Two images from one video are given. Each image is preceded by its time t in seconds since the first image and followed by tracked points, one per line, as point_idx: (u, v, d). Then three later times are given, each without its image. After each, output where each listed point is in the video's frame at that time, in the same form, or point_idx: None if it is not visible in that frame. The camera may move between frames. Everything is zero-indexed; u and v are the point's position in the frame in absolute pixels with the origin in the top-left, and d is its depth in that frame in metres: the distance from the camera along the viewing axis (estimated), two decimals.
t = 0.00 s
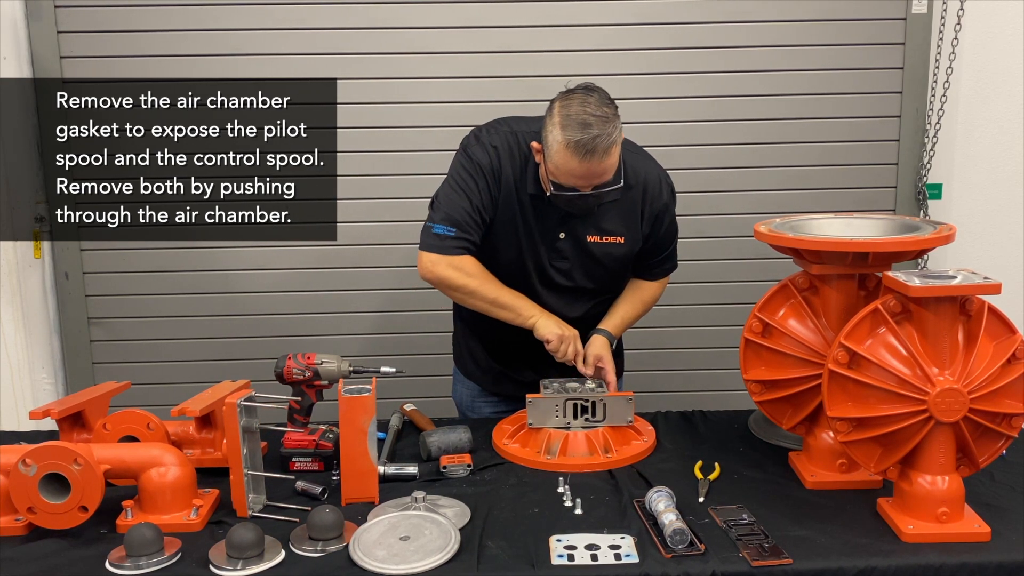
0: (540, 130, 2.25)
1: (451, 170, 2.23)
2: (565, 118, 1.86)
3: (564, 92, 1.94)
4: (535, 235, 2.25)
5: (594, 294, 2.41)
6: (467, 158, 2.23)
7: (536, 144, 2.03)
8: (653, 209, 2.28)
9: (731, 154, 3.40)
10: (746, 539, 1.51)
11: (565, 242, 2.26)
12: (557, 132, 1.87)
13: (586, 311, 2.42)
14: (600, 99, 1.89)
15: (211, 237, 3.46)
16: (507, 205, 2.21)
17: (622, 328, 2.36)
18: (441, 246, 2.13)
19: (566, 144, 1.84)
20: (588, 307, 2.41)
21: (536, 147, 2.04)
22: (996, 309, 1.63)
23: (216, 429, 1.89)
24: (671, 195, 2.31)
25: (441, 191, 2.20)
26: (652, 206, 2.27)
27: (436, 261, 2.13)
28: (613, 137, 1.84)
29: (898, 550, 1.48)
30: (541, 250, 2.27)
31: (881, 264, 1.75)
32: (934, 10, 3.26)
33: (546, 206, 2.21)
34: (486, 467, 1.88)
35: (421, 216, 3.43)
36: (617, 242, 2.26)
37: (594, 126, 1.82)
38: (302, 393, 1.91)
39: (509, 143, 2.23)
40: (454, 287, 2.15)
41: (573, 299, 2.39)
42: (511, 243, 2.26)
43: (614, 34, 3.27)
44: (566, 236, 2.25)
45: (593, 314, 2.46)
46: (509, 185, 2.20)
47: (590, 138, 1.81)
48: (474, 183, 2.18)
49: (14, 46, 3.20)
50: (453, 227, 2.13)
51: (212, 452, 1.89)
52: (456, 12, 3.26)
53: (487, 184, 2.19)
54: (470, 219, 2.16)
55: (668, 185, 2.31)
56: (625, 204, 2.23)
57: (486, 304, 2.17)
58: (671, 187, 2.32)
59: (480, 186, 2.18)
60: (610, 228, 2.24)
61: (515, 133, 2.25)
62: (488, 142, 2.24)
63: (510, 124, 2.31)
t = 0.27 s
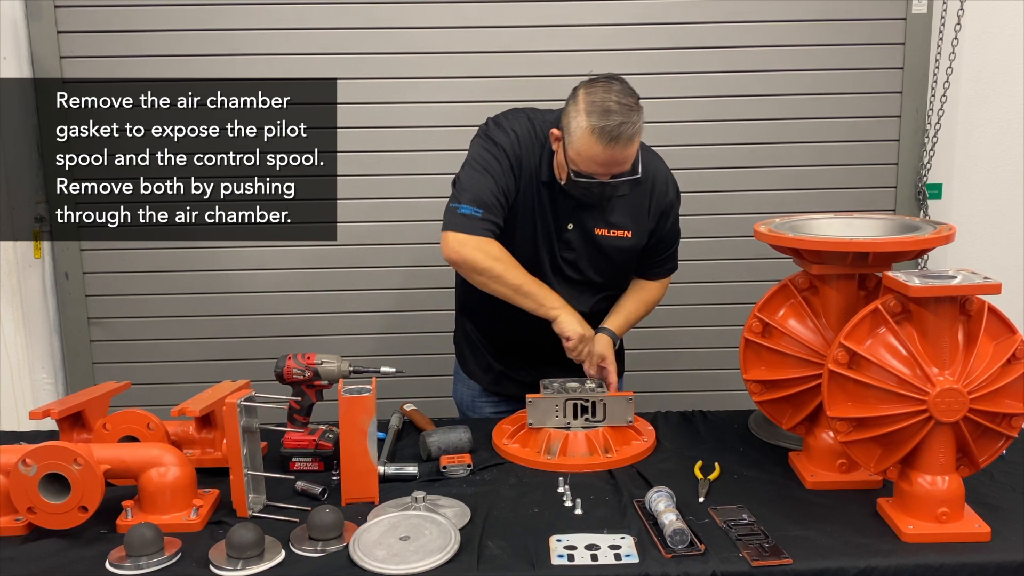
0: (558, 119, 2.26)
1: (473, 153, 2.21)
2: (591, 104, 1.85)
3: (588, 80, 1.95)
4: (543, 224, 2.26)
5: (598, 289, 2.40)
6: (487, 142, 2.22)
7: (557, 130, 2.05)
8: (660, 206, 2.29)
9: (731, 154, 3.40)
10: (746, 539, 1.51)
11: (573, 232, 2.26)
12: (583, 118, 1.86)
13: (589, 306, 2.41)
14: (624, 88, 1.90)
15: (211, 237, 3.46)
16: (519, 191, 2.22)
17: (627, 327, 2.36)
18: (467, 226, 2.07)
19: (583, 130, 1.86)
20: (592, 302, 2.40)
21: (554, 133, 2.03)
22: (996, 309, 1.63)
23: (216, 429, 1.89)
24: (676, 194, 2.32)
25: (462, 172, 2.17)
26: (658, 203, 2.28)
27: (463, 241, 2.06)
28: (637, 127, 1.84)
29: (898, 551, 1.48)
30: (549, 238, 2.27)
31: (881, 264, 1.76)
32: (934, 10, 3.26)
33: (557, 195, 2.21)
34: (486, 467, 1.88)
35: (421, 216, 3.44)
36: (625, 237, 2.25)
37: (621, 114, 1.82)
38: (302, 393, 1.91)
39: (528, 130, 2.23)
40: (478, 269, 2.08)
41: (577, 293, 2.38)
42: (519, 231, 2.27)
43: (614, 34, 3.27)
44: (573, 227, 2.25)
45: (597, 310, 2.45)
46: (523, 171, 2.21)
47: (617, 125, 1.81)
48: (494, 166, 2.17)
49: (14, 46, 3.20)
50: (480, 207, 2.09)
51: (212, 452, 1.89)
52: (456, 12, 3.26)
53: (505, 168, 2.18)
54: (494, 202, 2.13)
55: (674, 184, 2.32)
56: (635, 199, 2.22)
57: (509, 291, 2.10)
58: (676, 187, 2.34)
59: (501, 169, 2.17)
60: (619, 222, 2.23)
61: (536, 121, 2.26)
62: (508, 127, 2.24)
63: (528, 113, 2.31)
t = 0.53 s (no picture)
0: (578, 112, 2.25)
1: (483, 144, 2.22)
2: (624, 95, 1.85)
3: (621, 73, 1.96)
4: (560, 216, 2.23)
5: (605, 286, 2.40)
6: (498, 135, 2.22)
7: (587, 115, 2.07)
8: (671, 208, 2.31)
9: (731, 153, 3.40)
10: (746, 539, 1.51)
11: (588, 227, 2.25)
12: (615, 107, 1.86)
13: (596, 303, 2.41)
14: (656, 83, 1.90)
15: (211, 237, 3.46)
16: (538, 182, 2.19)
17: (625, 331, 2.38)
18: (458, 221, 2.13)
19: (606, 125, 1.88)
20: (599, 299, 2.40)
21: (582, 122, 2.03)
22: (996, 309, 1.63)
23: (216, 429, 1.89)
24: (686, 198, 2.34)
25: (472, 164, 2.18)
26: (670, 204, 2.30)
27: (451, 234, 2.14)
28: (668, 121, 1.84)
29: (898, 550, 1.48)
30: (563, 232, 2.25)
31: (881, 264, 1.76)
32: (934, 10, 3.26)
33: (575, 188, 2.20)
34: (486, 467, 1.88)
35: (421, 216, 3.44)
36: (638, 234, 2.26)
37: (652, 107, 1.82)
38: (302, 393, 1.91)
39: (546, 122, 2.21)
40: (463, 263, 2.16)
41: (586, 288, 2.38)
42: (534, 223, 2.23)
43: (614, 34, 3.27)
44: (589, 222, 2.24)
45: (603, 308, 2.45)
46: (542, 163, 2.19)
47: (648, 117, 1.81)
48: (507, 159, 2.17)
49: (14, 46, 3.20)
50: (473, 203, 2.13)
51: (212, 452, 1.89)
52: (456, 12, 3.26)
53: (519, 160, 2.17)
54: (494, 197, 2.15)
55: (685, 188, 2.35)
56: (649, 198, 2.24)
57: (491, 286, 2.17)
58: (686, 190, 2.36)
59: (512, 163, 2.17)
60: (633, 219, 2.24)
61: (554, 114, 2.25)
62: (524, 120, 2.23)
63: (546, 106, 2.30)
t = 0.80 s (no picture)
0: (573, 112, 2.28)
1: (479, 149, 2.24)
2: (618, 84, 1.86)
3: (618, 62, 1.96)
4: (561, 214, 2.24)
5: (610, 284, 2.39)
6: (489, 143, 2.24)
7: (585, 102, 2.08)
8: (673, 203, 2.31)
9: (730, 153, 3.40)
10: (746, 539, 1.51)
11: (590, 224, 2.25)
12: (609, 96, 1.87)
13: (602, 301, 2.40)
14: (653, 73, 1.89)
15: (211, 237, 3.46)
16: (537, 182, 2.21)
17: (631, 331, 2.36)
18: (460, 240, 2.21)
19: (598, 117, 1.90)
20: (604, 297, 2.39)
21: (580, 112, 2.04)
22: (996, 309, 1.63)
23: (216, 429, 1.89)
24: (689, 192, 2.34)
25: (470, 171, 2.21)
26: (672, 199, 2.30)
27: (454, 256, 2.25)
28: (663, 110, 1.84)
29: (898, 550, 1.48)
30: (567, 231, 2.25)
31: (881, 264, 1.76)
32: (934, 10, 3.26)
33: (574, 186, 2.21)
34: (487, 467, 1.88)
35: (421, 216, 3.44)
36: (639, 228, 2.27)
37: (646, 96, 1.82)
38: (302, 393, 1.91)
39: (541, 124, 2.24)
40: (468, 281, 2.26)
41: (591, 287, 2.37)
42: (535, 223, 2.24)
43: (614, 34, 3.27)
44: (591, 219, 2.24)
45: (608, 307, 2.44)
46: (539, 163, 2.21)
47: (641, 105, 1.81)
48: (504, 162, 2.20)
49: (14, 46, 3.20)
50: (468, 220, 2.20)
51: (212, 452, 1.89)
52: (455, 12, 3.26)
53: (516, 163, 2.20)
54: (489, 206, 2.19)
55: (687, 183, 2.35)
56: (649, 191, 2.25)
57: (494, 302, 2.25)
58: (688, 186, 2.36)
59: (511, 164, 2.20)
60: (634, 214, 2.26)
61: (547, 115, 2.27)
62: (515, 124, 2.25)
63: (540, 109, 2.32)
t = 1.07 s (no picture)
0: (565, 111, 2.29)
1: (474, 154, 2.27)
2: (604, 76, 1.87)
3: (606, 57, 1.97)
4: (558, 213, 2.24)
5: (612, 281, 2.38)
6: (483, 147, 2.26)
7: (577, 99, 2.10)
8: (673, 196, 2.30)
9: (730, 153, 3.40)
10: (746, 539, 1.51)
11: (589, 221, 2.25)
12: (596, 89, 1.88)
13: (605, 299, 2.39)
14: (640, 65, 1.90)
15: (211, 237, 3.46)
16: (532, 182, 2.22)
17: (647, 333, 2.33)
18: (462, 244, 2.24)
19: (587, 110, 1.91)
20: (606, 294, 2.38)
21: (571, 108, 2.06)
22: (996, 309, 1.63)
23: (216, 429, 1.89)
24: (689, 185, 2.33)
25: (466, 176, 2.24)
26: (672, 192, 2.29)
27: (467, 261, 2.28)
28: (649, 101, 1.84)
29: (898, 551, 1.48)
30: (565, 229, 2.25)
31: (881, 264, 1.76)
32: (934, 10, 3.26)
33: (570, 184, 2.22)
34: (487, 467, 1.88)
35: (421, 216, 3.44)
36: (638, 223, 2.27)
37: (632, 87, 1.83)
38: (302, 393, 1.91)
39: (533, 125, 2.26)
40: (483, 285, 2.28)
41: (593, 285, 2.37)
42: (534, 224, 2.25)
43: (614, 35, 3.27)
44: (589, 216, 2.25)
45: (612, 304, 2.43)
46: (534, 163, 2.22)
47: (627, 97, 1.82)
48: (500, 164, 2.21)
49: (14, 46, 3.20)
50: (468, 224, 2.22)
51: (212, 452, 1.89)
52: (455, 12, 3.26)
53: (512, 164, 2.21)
54: (486, 209, 2.21)
55: (686, 177, 2.35)
56: (646, 185, 2.25)
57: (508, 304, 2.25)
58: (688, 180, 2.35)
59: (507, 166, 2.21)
60: (632, 209, 2.26)
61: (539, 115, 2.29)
62: (508, 126, 2.27)
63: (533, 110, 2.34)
